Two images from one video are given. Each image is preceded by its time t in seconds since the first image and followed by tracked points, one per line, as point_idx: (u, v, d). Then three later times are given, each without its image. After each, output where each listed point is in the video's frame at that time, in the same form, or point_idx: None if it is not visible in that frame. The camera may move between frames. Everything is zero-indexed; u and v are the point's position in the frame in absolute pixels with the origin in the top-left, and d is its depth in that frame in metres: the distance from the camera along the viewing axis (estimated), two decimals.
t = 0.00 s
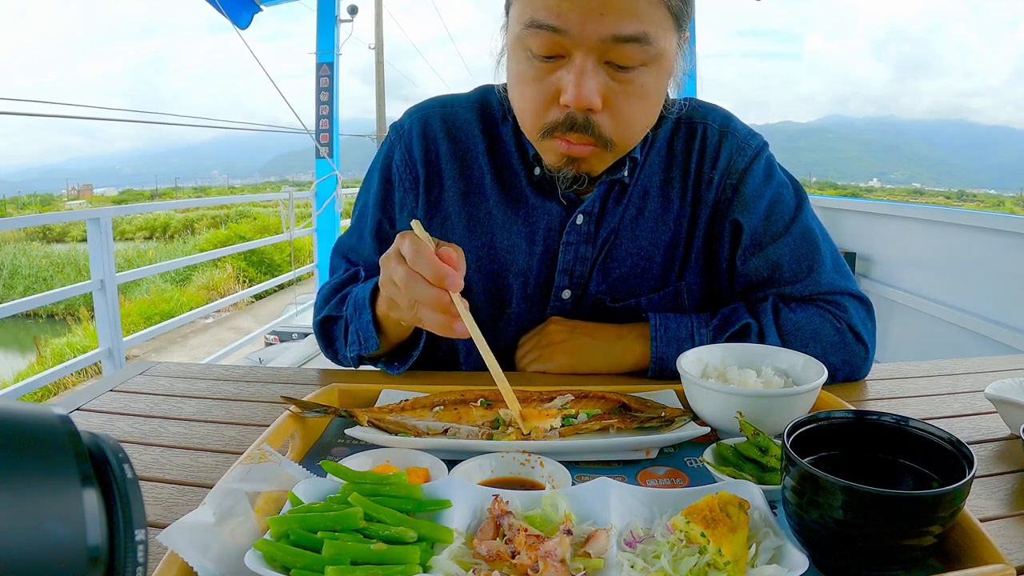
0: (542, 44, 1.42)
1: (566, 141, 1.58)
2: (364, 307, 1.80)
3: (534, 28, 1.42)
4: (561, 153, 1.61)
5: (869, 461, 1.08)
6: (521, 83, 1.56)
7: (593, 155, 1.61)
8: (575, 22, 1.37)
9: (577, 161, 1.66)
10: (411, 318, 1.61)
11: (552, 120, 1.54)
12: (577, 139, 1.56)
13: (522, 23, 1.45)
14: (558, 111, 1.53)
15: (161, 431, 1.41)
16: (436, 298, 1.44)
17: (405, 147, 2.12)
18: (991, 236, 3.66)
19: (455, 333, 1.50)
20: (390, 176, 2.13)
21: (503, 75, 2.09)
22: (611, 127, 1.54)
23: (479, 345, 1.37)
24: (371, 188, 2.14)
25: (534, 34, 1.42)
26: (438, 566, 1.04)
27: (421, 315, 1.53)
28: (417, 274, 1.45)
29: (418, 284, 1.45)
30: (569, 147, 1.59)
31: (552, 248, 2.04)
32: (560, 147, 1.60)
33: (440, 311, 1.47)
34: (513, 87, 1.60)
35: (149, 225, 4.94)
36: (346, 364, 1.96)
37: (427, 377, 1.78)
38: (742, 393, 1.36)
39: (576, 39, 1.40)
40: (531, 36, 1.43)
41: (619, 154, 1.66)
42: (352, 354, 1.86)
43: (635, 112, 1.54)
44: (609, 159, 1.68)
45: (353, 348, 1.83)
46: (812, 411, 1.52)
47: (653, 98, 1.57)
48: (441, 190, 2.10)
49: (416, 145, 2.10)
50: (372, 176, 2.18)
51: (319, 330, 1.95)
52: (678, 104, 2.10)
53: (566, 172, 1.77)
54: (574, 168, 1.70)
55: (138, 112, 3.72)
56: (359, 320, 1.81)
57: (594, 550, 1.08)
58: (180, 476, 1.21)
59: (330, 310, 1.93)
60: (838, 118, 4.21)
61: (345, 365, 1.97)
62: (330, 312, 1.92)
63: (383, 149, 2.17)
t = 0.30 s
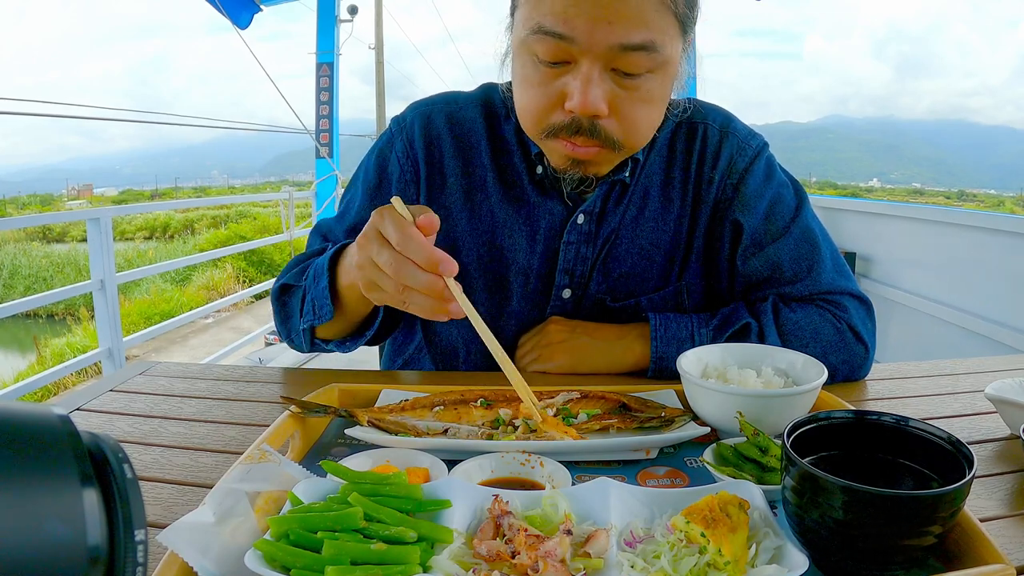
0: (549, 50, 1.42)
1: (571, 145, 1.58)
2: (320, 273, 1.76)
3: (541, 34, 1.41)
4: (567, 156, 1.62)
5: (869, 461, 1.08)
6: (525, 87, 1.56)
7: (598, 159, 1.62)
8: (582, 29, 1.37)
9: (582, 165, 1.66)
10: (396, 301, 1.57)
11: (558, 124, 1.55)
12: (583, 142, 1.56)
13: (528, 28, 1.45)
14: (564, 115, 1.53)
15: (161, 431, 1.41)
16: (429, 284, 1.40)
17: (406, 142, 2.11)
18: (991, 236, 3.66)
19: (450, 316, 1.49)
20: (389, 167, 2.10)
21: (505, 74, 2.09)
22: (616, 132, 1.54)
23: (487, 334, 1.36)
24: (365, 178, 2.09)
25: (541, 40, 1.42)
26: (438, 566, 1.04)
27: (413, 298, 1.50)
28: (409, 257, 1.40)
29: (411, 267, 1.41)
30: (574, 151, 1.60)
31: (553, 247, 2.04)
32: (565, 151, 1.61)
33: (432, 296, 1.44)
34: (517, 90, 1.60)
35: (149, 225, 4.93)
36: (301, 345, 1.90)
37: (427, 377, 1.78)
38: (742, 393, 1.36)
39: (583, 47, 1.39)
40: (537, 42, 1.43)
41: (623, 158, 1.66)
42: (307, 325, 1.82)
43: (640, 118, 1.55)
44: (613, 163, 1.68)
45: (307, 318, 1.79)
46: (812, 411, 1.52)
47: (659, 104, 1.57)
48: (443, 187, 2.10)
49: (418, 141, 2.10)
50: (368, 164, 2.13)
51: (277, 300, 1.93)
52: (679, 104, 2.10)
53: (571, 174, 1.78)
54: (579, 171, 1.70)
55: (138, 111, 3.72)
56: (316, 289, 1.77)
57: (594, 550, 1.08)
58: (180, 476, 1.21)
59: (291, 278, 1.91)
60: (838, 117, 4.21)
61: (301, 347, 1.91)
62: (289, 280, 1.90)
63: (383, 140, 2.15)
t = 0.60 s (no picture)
0: (554, 53, 1.42)
1: (575, 147, 1.59)
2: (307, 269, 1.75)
3: (545, 37, 1.41)
4: (570, 159, 1.62)
5: (869, 461, 1.08)
6: (529, 89, 1.56)
7: (602, 162, 1.62)
8: (587, 32, 1.37)
9: (586, 167, 1.67)
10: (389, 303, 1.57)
11: (562, 127, 1.55)
12: (587, 145, 1.57)
13: (532, 30, 1.45)
14: (568, 118, 1.53)
15: (161, 431, 1.41)
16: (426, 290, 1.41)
17: (407, 141, 2.10)
18: (991, 236, 3.66)
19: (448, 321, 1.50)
20: (388, 165, 2.09)
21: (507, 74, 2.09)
22: (620, 135, 1.55)
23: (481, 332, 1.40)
24: (364, 174, 2.09)
25: (545, 42, 1.42)
26: (438, 566, 1.04)
27: (409, 302, 1.51)
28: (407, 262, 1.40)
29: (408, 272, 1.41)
30: (577, 154, 1.60)
31: (553, 248, 2.04)
32: (568, 153, 1.61)
33: (429, 302, 1.45)
34: (521, 93, 1.60)
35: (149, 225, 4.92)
36: (284, 343, 1.89)
37: (427, 377, 1.78)
38: (742, 393, 1.36)
39: (588, 49, 1.39)
40: (541, 44, 1.43)
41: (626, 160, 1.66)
42: (291, 321, 1.81)
43: (644, 121, 1.55)
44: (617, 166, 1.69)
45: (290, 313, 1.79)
46: (812, 411, 1.52)
47: (662, 106, 1.58)
48: (444, 188, 2.10)
49: (420, 140, 2.09)
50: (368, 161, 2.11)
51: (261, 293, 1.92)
52: (680, 104, 2.10)
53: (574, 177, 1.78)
54: (582, 173, 1.70)
55: (138, 111, 3.72)
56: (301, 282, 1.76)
57: (594, 550, 1.08)
58: (180, 476, 1.21)
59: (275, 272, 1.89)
60: (838, 117, 4.21)
61: (283, 344, 1.90)
62: (274, 274, 1.89)
63: (383, 138, 2.14)
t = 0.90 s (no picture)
0: (559, 53, 1.42)
1: (578, 150, 1.58)
2: (306, 277, 1.74)
3: (550, 37, 1.41)
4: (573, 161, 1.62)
5: (869, 461, 1.08)
6: (532, 91, 1.55)
7: (604, 165, 1.62)
8: (592, 32, 1.37)
9: (588, 170, 1.66)
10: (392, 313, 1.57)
11: (565, 129, 1.55)
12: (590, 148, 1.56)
13: (536, 31, 1.44)
14: (572, 119, 1.53)
15: (161, 431, 1.41)
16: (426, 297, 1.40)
17: (406, 143, 2.10)
18: (991, 236, 3.66)
19: (451, 332, 1.48)
20: (388, 167, 2.09)
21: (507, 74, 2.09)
22: (624, 136, 1.54)
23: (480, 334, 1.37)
24: (364, 175, 2.08)
25: (550, 43, 1.42)
26: (438, 566, 1.04)
27: (411, 311, 1.50)
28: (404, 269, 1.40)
29: (408, 279, 1.40)
30: (580, 156, 1.59)
31: (554, 249, 2.04)
32: (571, 156, 1.60)
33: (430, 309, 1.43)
34: (523, 95, 1.59)
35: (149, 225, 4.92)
36: (280, 348, 1.89)
37: (428, 377, 1.78)
38: (742, 393, 1.36)
39: (593, 50, 1.39)
40: (546, 44, 1.43)
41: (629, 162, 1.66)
42: (289, 327, 1.82)
43: (648, 122, 1.55)
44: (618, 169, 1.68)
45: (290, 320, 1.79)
46: (812, 411, 1.52)
47: (666, 107, 1.58)
48: (444, 189, 2.10)
49: (419, 141, 2.09)
50: (367, 164, 2.11)
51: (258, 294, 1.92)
52: (680, 104, 2.10)
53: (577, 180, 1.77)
54: (585, 176, 1.69)
55: (137, 111, 3.73)
56: (301, 291, 1.76)
57: (594, 550, 1.08)
58: (180, 477, 1.21)
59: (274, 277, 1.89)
60: (838, 118, 4.21)
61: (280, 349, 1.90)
62: (273, 279, 1.89)
63: (382, 140, 2.14)
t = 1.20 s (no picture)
0: (557, 52, 1.42)
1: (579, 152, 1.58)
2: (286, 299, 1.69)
3: (547, 36, 1.41)
4: (573, 163, 1.61)
5: (869, 461, 1.08)
6: (530, 92, 1.55)
7: (606, 166, 1.61)
8: (590, 30, 1.37)
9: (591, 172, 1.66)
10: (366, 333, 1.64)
11: (564, 130, 1.54)
12: (590, 149, 1.56)
13: (534, 30, 1.45)
14: (571, 120, 1.52)
15: (161, 431, 1.41)
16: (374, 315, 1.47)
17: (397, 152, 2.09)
18: (991, 236, 3.66)
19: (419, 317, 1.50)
20: (380, 179, 2.06)
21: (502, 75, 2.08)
22: (623, 137, 1.54)
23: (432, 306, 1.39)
24: (357, 187, 2.06)
25: (548, 42, 1.42)
26: (438, 566, 1.04)
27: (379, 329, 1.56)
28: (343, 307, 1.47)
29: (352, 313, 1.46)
30: (582, 158, 1.59)
31: (553, 252, 2.04)
32: (573, 158, 1.60)
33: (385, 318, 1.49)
34: (522, 98, 1.59)
35: (149, 225, 4.92)
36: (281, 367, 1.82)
37: (428, 377, 1.79)
38: (742, 393, 1.36)
39: (591, 48, 1.39)
40: (543, 44, 1.43)
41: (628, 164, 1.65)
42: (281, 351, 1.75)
43: (648, 122, 1.55)
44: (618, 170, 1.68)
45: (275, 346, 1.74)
46: (812, 411, 1.52)
47: (665, 107, 1.57)
48: (438, 199, 2.08)
49: (411, 151, 2.08)
50: (357, 177, 2.08)
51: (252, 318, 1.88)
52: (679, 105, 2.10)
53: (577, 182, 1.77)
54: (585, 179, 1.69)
55: (137, 111, 3.73)
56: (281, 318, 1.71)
57: (594, 550, 1.07)
58: (180, 476, 1.21)
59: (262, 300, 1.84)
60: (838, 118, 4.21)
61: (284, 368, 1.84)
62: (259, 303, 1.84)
63: (373, 150, 2.12)
